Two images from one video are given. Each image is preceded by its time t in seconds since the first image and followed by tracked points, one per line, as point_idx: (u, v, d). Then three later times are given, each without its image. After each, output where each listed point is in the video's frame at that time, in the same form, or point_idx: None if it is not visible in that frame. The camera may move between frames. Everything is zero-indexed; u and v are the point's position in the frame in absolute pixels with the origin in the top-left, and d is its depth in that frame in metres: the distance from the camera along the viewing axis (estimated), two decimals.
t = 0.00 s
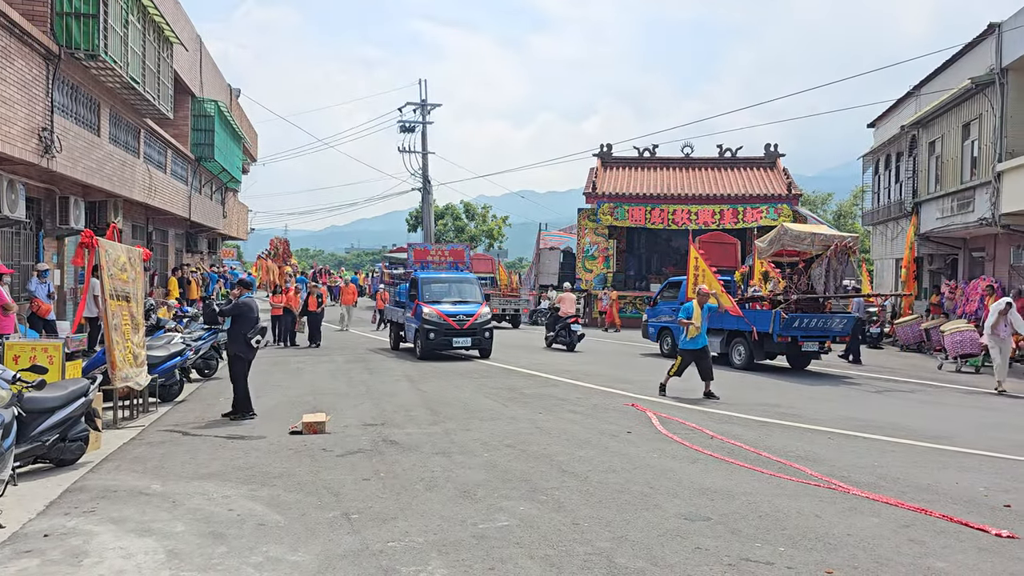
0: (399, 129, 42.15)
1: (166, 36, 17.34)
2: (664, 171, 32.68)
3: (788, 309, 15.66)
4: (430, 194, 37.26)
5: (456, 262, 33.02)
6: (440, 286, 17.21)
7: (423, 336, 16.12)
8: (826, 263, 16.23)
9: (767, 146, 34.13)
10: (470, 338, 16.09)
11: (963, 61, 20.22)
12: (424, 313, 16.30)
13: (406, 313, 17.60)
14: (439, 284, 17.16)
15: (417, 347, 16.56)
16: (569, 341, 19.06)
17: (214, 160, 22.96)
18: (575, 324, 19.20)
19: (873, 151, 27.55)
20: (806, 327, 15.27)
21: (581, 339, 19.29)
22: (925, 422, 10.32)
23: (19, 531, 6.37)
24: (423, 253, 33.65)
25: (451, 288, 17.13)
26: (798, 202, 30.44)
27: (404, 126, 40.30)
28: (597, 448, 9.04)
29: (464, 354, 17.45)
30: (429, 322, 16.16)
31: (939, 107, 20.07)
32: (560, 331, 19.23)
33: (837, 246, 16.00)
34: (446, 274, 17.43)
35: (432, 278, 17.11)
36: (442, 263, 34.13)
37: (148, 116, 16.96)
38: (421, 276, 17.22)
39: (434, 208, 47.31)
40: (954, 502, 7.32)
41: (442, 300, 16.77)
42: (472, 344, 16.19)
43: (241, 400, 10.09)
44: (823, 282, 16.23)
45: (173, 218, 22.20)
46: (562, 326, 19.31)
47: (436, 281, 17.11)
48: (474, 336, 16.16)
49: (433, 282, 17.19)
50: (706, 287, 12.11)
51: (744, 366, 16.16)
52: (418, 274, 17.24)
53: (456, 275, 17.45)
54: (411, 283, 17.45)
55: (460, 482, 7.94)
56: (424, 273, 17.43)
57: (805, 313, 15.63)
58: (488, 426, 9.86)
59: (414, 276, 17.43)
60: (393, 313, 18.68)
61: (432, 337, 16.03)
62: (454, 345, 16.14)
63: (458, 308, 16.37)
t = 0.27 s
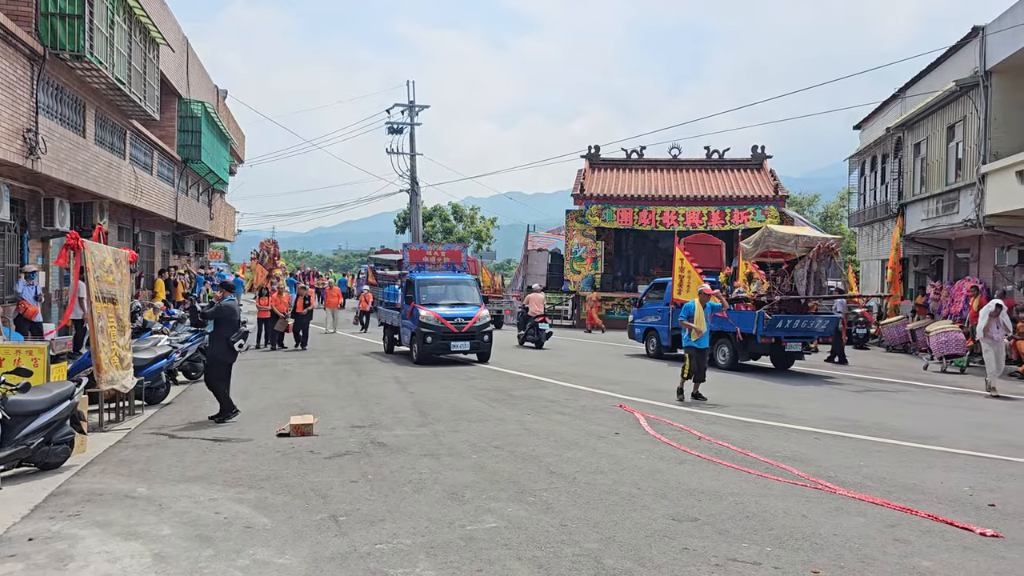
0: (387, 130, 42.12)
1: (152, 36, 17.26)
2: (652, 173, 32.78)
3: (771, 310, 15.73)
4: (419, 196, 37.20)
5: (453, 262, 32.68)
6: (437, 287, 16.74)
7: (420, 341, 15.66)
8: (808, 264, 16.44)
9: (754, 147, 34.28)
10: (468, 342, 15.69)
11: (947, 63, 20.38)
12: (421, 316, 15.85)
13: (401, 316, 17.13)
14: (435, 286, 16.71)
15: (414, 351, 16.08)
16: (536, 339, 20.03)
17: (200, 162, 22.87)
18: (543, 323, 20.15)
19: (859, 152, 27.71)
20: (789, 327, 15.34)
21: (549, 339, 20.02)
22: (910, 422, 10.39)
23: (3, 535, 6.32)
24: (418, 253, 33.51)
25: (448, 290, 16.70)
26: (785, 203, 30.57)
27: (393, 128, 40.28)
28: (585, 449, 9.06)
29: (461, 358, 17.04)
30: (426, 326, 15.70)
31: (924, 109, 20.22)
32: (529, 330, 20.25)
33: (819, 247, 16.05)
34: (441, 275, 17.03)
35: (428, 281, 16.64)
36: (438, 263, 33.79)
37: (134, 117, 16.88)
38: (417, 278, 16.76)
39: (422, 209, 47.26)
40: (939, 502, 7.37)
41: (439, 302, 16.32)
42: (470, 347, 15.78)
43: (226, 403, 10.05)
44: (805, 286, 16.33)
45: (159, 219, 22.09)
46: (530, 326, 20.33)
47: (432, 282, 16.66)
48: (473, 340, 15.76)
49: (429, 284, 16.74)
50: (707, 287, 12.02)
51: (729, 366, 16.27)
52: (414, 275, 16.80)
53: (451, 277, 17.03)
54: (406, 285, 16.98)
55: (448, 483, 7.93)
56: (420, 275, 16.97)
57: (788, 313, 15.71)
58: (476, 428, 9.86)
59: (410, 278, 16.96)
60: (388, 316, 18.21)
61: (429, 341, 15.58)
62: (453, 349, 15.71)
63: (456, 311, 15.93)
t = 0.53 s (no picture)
0: (375, 131, 42.04)
1: (138, 36, 17.16)
2: (640, 174, 32.85)
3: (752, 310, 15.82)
4: (407, 197, 37.13)
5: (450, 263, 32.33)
6: (435, 289, 16.21)
7: (418, 344, 15.10)
8: (788, 265, 16.69)
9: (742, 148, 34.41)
10: (467, 346, 15.18)
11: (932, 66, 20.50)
12: (418, 318, 15.32)
13: (397, 318, 16.58)
14: (432, 287, 16.17)
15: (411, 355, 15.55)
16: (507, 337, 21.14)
17: (187, 163, 22.76)
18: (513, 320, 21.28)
19: (845, 154, 27.87)
20: (770, 327, 15.40)
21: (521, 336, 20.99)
22: (895, 421, 10.46)
23: None
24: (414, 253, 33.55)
25: (445, 291, 16.20)
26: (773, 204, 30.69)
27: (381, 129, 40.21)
28: (573, 450, 9.06)
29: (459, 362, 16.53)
30: (424, 329, 15.15)
31: (910, 111, 20.34)
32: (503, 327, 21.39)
33: (799, 248, 16.32)
34: (437, 276, 16.52)
35: (425, 282, 16.14)
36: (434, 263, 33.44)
37: (120, 118, 16.79)
38: (413, 280, 16.23)
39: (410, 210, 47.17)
40: (925, 501, 7.42)
41: (436, 304, 15.82)
42: (469, 351, 15.27)
43: (210, 405, 10.00)
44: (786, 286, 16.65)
45: (145, 220, 21.96)
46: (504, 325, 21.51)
47: (429, 283, 16.14)
48: (472, 344, 15.25)
49: (425, 286, 16.26)
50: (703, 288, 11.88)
51: (711, 366, 16.35)
52: (410, 277, 16.30)
53: (448, 278, 16.52)
54: (403, 286, 16.44)
55: (436, 485, 7.93)
56: (417, 276, 16.42)
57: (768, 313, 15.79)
58: (464, 429, 9.85)
59: (406, 279, 16.39)
60: (382, 318, 17.66)
61: (427, 345, 15.05)
62: (451, 353, 15.19)
63: (454, 314, 15.42)
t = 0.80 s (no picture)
0: (365, 131, 41.96)
1: (126, 36, 17.08)
2: (630, 173, 32.90)
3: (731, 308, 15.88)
4: (397, 197, 37.05)
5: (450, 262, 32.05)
6: (435, 289, 15.63)
7: (419, 347, 14.49)
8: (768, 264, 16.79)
9: (732, 148, 34.47)
10: (470, 348, 14.60)
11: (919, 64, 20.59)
12: (419, 320, 14.73)
13: (396, 319, 15.99)
14: (432, 287, 15.57)
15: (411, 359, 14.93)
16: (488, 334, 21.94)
17: (176, 163, 22.67)
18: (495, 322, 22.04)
19: (834, 153, 27.98)
20: (750, 325, 15.45)
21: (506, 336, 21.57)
22: (884, 419, 10.51)
23: None
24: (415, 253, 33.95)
25: (446, 291, 15.63)
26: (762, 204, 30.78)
27: (371, 129, 40.11)
28: (564, 450, 9.07)
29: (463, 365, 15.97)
30: (425, 331, 14.54)
31: (898, 110, 20.44)
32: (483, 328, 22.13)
33: (777, 248, 16.39)
34: (438, 276, 15.96)
35: (425, 282, 15.57)
36: (434, 262, 33.28)
37: (108, 118, 16.71)
38: (413, 280, 15.65)
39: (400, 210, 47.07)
40: (913, 498, 7.45)
41: (437, 304, 15.25)
42: (472, 354, 14.67)
43: (199, 405, 9.96)
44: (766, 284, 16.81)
45: (134, 221, 21.87)
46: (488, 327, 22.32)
47: (428, 283, 15.57)
48: (474, 346, 14.67)
49: (425, 286, 15.69)
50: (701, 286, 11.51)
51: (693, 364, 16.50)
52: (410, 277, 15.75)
53: (448, 277, 15.97)
54: (402, 287, 15.90)
55: (427, 485, 7.92)
56: (416, 276, 15.82)
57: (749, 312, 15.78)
58: (455, 429, 9.84)
59: (405, 280, 15.78)
60: (381, 319, 17.12)
61: (428, 347, 14.46)
62: (454, 355, 14.60)
63: (456, 314, 14.83)
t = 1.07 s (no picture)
0: (355, 131, 41.92)
1: (114, 35, 16.99)
2: (620, 173, 32.95)
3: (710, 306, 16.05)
4: (388, 197, 36.99)
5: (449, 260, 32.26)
6: (438, 289, 15.15)
7: (421, 349, 14.00)
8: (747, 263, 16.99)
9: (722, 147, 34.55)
10: (473, 350, 14.11)
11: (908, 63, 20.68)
12: (420, 321, 14.25)
13: (397, 321, 15.50)
14: (434, 287, 15.07)
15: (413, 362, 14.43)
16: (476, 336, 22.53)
17: (165, 163, 22.60)
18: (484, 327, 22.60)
19: (824, 152, 28.08)
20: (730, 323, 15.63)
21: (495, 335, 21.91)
22: (874, 417, 10.55)
23: None
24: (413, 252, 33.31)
25: (447, 291, 15.13)
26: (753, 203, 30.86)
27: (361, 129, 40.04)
28: (556, 449, 9.06)
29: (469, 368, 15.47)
30: (428, 333, 14.06)
31: (887, 109, 20.53)
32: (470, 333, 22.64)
33: (756, 247, 16.53)
34: (439, 275, 15.45)
35: (425, 282, 15.07)
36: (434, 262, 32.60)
37: (97, 118, 16.62)
38: (413, 280, 15.16)
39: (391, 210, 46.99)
40: (903, 495, 7.48)
41: (438, 304, 14.76)
42: (475, 357, 14.19)
43: (189, 406, 9.93)
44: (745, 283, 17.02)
45: (123, 221, 21.77)
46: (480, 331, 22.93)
47: (429, 283, 15.08)
48: (478, 349, 14.18)
49: (426, 287, 15.19)
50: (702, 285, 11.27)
51: (675, 361, 16.85)
52: (410, 277, 15.23)
53: (449, 277, 15.45)
54: (401, 287, 15.39)
55: (418, 485, 7.91)
56: (417, 276, 15.33)
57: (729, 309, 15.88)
58: (446, 428, 9.83)
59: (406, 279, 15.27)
60: (381, 320, 16.65)
61: (430, 350, 13.99)
62: (456, 358, 14.12)
63: (459, 315, 14.33)
